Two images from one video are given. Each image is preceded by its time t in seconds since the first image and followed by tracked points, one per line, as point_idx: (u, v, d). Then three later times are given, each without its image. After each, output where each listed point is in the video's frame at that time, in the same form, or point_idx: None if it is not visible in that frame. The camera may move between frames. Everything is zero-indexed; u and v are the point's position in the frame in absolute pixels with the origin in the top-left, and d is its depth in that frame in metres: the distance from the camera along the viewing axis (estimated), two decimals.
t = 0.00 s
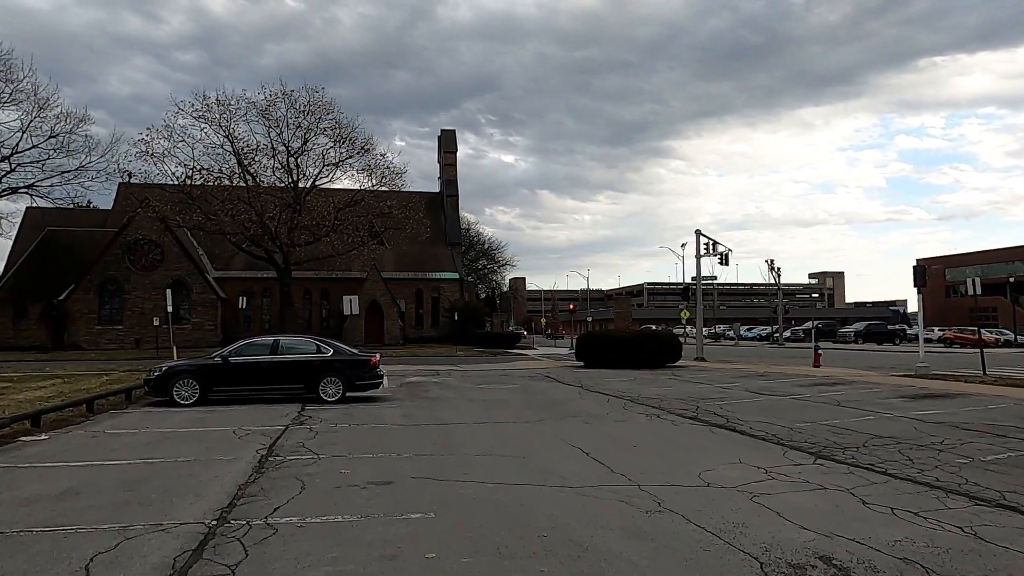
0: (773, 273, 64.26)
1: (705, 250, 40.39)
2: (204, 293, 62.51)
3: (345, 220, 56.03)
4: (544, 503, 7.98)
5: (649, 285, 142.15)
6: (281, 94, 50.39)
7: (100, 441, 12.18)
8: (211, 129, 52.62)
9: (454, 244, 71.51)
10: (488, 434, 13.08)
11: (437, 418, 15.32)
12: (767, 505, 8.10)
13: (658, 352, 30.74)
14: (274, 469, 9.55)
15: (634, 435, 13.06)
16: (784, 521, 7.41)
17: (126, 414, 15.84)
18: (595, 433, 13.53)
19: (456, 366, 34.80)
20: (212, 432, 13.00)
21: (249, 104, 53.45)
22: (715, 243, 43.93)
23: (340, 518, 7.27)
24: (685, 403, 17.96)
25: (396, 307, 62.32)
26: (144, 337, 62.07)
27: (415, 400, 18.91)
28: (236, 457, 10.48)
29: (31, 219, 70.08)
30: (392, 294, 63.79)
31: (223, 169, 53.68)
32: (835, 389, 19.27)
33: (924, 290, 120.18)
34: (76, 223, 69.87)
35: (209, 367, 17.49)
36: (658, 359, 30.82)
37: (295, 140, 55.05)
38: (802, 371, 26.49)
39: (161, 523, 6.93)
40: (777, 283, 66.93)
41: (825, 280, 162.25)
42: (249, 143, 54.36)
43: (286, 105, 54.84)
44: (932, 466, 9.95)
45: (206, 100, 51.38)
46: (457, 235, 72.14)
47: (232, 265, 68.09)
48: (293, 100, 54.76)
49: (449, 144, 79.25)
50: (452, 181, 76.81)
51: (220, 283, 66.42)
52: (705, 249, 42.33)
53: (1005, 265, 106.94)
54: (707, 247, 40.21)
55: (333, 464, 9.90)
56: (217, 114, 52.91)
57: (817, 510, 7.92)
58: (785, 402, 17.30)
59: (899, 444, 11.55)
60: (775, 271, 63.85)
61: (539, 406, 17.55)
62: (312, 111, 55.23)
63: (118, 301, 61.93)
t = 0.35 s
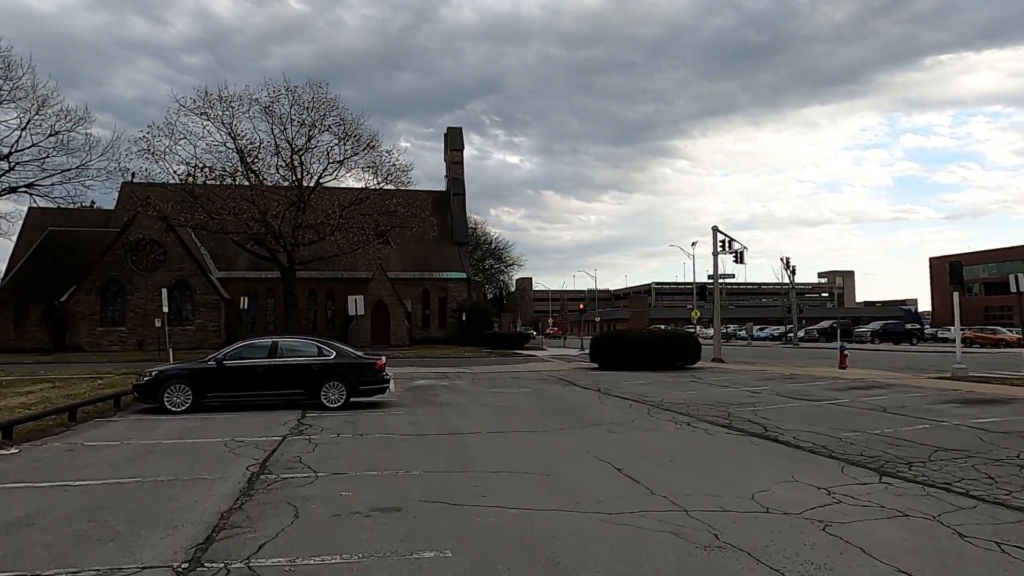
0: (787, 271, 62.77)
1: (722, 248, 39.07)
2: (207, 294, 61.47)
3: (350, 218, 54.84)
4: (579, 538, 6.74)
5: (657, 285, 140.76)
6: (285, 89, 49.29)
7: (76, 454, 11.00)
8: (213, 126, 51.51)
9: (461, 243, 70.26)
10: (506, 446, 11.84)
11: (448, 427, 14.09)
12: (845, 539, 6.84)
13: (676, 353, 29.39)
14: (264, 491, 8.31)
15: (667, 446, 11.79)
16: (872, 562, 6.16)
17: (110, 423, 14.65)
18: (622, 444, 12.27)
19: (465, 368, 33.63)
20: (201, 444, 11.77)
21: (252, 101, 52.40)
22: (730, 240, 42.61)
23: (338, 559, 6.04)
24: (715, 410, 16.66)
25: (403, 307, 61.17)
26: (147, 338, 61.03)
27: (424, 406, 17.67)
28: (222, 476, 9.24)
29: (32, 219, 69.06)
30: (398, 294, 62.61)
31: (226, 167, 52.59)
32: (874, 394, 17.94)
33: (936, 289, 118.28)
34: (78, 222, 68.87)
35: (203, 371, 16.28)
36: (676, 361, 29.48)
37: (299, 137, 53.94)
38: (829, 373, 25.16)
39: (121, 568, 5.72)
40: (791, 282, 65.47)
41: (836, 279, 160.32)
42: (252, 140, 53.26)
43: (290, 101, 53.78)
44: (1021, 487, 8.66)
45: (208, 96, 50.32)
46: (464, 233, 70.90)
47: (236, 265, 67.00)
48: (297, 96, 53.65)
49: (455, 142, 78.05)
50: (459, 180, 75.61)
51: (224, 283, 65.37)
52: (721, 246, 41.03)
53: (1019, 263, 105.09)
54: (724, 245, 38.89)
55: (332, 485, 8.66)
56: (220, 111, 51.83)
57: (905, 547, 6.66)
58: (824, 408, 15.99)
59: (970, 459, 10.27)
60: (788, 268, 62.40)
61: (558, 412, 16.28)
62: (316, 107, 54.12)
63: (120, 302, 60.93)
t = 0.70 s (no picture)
0: (800, 271, 61.36)
1: (737, 246, 37.75)
2: (208, 295, 60.33)
3: (353, 218, 53.62)
4: None
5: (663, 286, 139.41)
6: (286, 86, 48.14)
7: (42, 471, 9.79)
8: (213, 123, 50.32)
9: (466, 243, 69.04)
10: (524, 461, 10.58)
11: (459, 438, 12.84)
12: None
13: (692, 355, 28.09)
14: (246, 522, 7.10)
15: (704, 461, 10.54)
16: None
17: (89, 433, 13.42)
18: (651, 458, 11.01)
19: (472, 371, 32.37)
20: (185, 459, 10.55)
21: (253, 98, 51.26)
22: (745, 238, 41.31)
23: None
24: (747, 417, 15.43)
25: (407, 308, 60.02)
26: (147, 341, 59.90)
27: (430, 413, 16.43)
28: (201, 501, 8.01)
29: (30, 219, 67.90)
30: (402, 295, 61.45)
31: (226, 165, 51.44)
32: (918, 401, 16.63)
33: (948, 289, 116.43)
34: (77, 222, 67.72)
35: (193, 375, 15.08)
36: (693, 364, 28.19)
37: (301, 134, 52.82)
38: (857, 377, 23.84)
39: None
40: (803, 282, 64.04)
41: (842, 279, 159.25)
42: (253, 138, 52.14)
43: (292, 98, 52.66)
44: None
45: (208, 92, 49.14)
46: (469, 233, 69.66)
47: (238, 266, 65.84)
48: (299, 93, 52.54)
49: (460, 141, 76.81)
50: (464, 179, 74.33)
51: (226, 284, 64.24)
52: (735, 244, 39.74)
53: None
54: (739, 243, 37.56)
55: (328, 515, 7.42)
56: (220, 108, 50.67)
57: None
58: (866, 416, 14.75)
59: None
60: (801, 267, 60.98)
61: (577, 421, 15.04)
62: (318, 104, 53.00)
63: (120, 304, 59.81)
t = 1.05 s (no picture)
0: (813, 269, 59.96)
1: (753, 242, 36.41)
2: (208, 295, 59.25)
3: (356, 216, 52.42)
4: None
5: (670, 285, 137.94)
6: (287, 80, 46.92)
7: None
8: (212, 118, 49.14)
9: (471, 241, 67.79)
10: (538, 478, 9.31)
11: (467, 450, 11.60)
12: None
13: (710, 355, 26.75)
14: (216, 561, 5.90)
15: (745, 477, 9.27)
16: None
17: (61, 444, 12.24)
18: (686, 472, 9.74)
19: (478, 372, 31.15)
20: (158, 475, 9.36)
21: (253, 92, 50.06)
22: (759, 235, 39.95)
23: None
24: (780, 425, 14.16)
25: (412, 308, 58.88)
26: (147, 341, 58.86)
27: (435, 420, 15.19)
28: (165, 531, 6.79)
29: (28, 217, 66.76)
30: (406, 294, 60.30)
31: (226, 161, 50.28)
32: (964, 407, 15.32)
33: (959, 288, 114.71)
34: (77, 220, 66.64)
35: (176, 378, 13.87)
36: (711, 365, 26.87)
37: (302, 130, 51.65)
38: (885, 379, 22.54)
39: None
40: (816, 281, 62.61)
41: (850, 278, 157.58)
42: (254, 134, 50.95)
43: (293, 93, 51.43)
44: None
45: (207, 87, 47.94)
46: (475, 231, 68.41)
47: (240, 265, 64.70)
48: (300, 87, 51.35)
49: (465, 137, 75.52)
50: (469, 176, 73.02)
51: (227, 284, 63.14)
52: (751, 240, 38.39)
53: None
54: (755, 240, 36.19)
55: (317, 550, 6.22)
56: (219, 102, 49.42)
57: None
58: (912, 423, 13.47)
59: None
60: (815, 265, 59.57)
61: (595, 429, 13.79)
62: (320, 99, 51.82)
63: (119, 304, 58.76)
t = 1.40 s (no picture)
0: (823, 268, 58.72)
1: (766, 239, 35.12)
2: (206, 294, 58.08)
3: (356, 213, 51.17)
4: None
5: (674, 284, 136.61)
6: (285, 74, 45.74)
7: None
8: (208, 112, 47.93)
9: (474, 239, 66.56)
10: (554, 504, 8.12)
11: (471, 464, 10.39)
12: None
13: (722, 356, 25.52)
14: None
15: (791, 501, 8.06)
16: None
17: (18, 458, 11.03)
18: (722, 495, 8.53)
19: (480, 374, 29.94)
20: (116, 500, 8.19)
21: (250, 86, 48.85)
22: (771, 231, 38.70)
23: None
24: (812, 434, 12.96)
25: (413, 307, 57.76)
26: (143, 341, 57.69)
27: (434, 430, 13.96)
28: None
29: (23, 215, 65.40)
30: (408, 293, 59.22)
31: (223, 158, 49.09)
32: (1009, 415, 14.11)
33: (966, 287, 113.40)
34: (72, 218, 65.42)
35: (152, 385, 12.67)
36: (724, 367, 25.66)
37: (300, 125, 50.44)
38: (912, 382, 21.31)
39: None
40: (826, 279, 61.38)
41: (854, 276, 156.61)
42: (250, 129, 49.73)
43: (291, 87, 50.22)
44: None
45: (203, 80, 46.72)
46: (477, 229, 67.21)
47: (238, 263, 63.49)
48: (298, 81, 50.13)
49: (467, 134, 74.27)
50: (471, 173, 71.75)
51: (225, 283, 61.95)
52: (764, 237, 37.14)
53: None
54: (768, 236, 34.93)
55: None
56: (216, 96, 48.20)
57: None
58: (960, 434, 12.24)
59: None
60: (825, 263, 58.32)
61: (611, 440, 12.58)
62: (318, 93, 50.61)
63: (115, 303, 57.53)
